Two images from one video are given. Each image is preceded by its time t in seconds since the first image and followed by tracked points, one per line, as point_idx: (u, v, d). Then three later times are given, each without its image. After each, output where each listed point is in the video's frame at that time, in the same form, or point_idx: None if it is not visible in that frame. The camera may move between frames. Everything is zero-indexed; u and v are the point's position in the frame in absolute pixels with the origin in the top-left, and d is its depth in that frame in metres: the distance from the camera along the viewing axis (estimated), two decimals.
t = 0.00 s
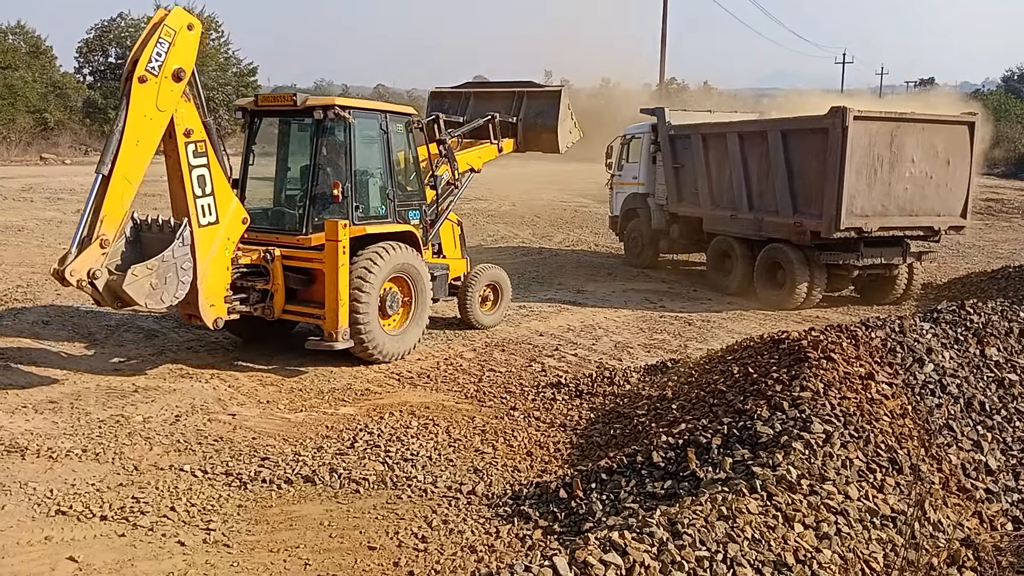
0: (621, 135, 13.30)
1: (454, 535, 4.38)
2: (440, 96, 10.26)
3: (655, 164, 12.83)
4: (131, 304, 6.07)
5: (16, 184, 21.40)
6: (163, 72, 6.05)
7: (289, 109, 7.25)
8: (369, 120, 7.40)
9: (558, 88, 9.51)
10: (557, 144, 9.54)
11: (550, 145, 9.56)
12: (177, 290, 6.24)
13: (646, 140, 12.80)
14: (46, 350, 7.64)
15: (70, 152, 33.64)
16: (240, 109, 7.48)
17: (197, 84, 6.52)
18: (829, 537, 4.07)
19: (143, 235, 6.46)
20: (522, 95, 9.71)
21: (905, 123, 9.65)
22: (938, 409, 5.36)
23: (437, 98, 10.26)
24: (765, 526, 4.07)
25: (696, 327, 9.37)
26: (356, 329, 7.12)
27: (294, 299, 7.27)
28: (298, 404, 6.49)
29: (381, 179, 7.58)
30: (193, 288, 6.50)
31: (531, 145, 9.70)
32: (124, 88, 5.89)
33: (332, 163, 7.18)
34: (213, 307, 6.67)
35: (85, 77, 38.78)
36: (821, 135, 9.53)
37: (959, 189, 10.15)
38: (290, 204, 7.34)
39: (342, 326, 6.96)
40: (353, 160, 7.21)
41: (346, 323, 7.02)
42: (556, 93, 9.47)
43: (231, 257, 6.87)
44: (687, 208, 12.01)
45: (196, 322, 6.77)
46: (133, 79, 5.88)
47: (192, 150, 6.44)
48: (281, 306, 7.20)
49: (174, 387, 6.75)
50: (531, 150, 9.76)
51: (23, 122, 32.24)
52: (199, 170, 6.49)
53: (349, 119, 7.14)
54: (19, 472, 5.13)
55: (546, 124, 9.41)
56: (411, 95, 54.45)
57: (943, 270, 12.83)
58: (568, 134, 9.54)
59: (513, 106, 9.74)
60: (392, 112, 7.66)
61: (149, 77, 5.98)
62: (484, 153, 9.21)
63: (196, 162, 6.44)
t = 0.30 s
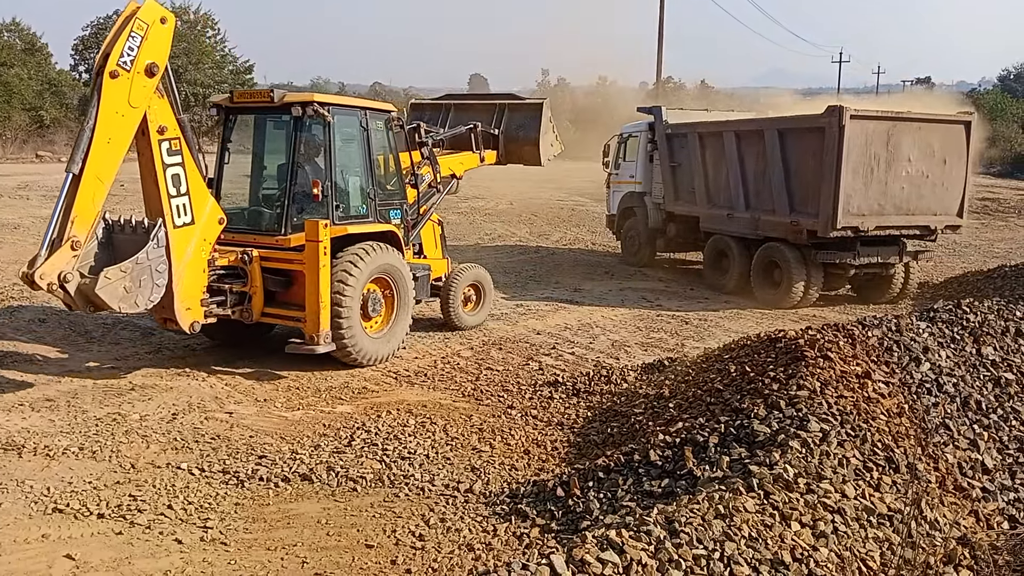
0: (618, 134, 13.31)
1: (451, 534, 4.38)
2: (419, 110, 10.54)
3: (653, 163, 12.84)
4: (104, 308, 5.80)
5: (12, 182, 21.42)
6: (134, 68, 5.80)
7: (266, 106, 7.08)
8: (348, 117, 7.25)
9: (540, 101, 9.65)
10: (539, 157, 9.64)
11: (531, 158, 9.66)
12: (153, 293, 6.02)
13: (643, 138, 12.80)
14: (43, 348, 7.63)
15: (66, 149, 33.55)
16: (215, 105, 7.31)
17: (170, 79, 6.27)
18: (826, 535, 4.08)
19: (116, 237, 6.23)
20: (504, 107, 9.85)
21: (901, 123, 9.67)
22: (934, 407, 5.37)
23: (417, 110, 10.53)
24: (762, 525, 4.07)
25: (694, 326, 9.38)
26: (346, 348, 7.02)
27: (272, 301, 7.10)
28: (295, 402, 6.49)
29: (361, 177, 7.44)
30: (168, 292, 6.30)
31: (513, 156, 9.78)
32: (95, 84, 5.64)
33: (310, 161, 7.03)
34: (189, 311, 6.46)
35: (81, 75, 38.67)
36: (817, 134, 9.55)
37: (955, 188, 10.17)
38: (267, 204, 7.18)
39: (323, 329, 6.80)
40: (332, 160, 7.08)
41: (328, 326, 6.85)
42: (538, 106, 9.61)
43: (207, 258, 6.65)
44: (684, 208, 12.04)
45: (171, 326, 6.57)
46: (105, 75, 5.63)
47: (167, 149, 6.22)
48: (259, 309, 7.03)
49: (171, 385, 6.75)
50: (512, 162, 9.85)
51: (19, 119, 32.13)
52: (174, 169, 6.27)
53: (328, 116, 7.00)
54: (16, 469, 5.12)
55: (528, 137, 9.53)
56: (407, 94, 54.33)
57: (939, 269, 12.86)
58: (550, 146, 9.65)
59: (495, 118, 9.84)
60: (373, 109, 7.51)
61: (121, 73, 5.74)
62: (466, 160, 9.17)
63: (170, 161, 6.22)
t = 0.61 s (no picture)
0: (621, 134, 13.30)
1: (453, 533, 4.38)
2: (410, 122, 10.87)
3: (655, 163, 12.83)
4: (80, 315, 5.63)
5: (15, 181, 21.46)
6: (111, 64, 5.59)
7: (248, 104, 6.82)
8: (333, 115, 7.03)
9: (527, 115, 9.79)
10: (526, 170, 9.74)
11: (518, 171, 9.76)
12: (131, 298, 5.85)
13: (645, 138, 12.80)
14: (45, 346, 7.64)
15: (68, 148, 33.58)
16: (193, 103, 7.04)
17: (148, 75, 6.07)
18: (827, 536, 4.07)
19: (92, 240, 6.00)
20: (492, 120, 9.99)
21: (904, 123, 9.66)
22: (936, 408, 5.36)
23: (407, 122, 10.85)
24: (763, 525, 4.07)
25: (696, 326, 9.37)
26: (332, 353, 6.81)
27: (255, 306, 6.89)
28: (297, 401, 6.49)
29: (346, 176, 7.23)
30: (147, 297, 6.13)
31: (501, 169, 9.84)
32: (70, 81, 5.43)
33: (294, 161, 6.81)
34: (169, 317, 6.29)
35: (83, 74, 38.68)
36: (820, 134, 9.54)
37: (958, 188, 10.16)
38: (249, 204, 6.96)
39: (308, 335, 6.59)
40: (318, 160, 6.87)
41: (313, 332, 6.65)
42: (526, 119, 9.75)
43: (188, 261, 6.48)
44: (685, 207, 12.03)
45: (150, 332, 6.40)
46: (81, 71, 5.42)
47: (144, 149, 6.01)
48: (242, 314, 6.82)
49: (172, 384, 6.75)
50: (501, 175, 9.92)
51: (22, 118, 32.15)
52: (152, 170, 6.07)
53: (312, 115, 6.77)
54: (18, 468, 5.13)
55: (516, 149, 9.63)
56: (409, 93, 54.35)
57: (941, 269, 12.85)
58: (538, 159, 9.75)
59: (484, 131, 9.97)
60: (358, 107, 7.31)
61: (98, 69, 5.52)
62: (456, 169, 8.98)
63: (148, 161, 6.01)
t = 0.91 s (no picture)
0: (622, 134, 13.31)
1: (453, 534, 4.38)
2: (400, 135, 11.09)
3: (655, 164, 12.84)
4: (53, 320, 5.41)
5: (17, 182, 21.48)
6: (86, 60, 5.38)
7: (229, 102, 6.62)
8: (316, 114, 6.85)
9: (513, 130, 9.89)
10: (513, 185, 9.77)
11: (505, 187, 9.79)
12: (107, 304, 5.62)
13: (645, 139, 12.81)
14: (46, 347, 7.64)
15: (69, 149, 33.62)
16: (171, 100, 6.82)
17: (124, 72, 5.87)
18: (827, 537, 4.07)
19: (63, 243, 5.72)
20: (478, 134, 10.10)
21: (905, 125, 9.66)
22: (936, 410, 5.36)
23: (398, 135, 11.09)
24: (764, 527, 4.07)
25: (696, 328, 9.36)
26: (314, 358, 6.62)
27: (235, 311, 6.67)
28: (297, 402, 6.49)
29: (329, 178, 7.05)
30: (123, 302, 5.91)
31: (487, 185, 9.86)
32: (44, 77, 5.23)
33: (276, 162, 6.64)
34: (146, 322, 6.07)
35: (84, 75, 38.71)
36: (821, 135, 9.53)
37: (958, 190, 10.15)
38: (230, 206, 6.75)
39: (290, 341, 6.40)
40: (301, 160, 6.69)
41: (296, 338, 6.45)
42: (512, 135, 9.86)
43: (166, 264, 6.26)
44: (685, 209, 12.02)
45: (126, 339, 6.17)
46: (54, 68, 5.22)
47: (121, 147, 5.83)
48: (221, 319, 6.59)
49: (172, 385, 6.75)
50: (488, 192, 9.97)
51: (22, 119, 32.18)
52: (129, 170, 5.88)
53: (295, 114, 6.58)
54: (18, 469, 5.13)
55: (503, 165, 9.69)
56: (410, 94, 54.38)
57: (942, 271, 12.85)
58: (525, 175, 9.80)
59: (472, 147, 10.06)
60: (341, 106, 7.14)
61: (72, 65, 5.32)
62: (440, 181, 8.88)
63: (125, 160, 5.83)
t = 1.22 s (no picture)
0: (623, 138, 13.36)
1: (454, 538, 4.38)
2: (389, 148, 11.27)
3: (658, 168, 12.86)
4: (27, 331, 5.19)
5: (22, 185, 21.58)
6: (63, 60, 5.16)
7: (211, 104, 6.42)
8: (302, 117, 6.66)
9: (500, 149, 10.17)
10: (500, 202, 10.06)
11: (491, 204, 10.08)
12: (83, 314, 5.39)
13: (649, 143, 12.88)
14: (49, 349, 7.66)
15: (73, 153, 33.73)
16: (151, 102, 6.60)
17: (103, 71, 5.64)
18: (829, 542, 4.06)
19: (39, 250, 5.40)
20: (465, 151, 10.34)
21: (907, 128, 9.65)
22: (939, 414, 5.36)
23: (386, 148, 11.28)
24: (766, 531, 4.06)
25: (698, 331, 9.36)
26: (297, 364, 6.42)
27: (217, 320, 6.50)
28: (299, 405, 6.49)
29: (315, 182, 6.85)
30: (101, 311, 5.68)
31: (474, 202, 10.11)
32: (19, 78, 5.00)
33: (260, 165, 6.43)
34: (123, 333, 5.84)
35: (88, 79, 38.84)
36: (823, 138, 9.54)
37: (961, 194, 10.14)
38: (212, 211, 6.54)
39: (276, 351, 6.24)
40: (286, 164, 6.49)
41: (280, 348, 6.29)
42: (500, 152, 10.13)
43: (146, 272, 6.03)
44: (689, 214, 12.03)
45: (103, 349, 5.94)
46: (30, 68, 5.00)
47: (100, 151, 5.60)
48: (203, 328, 6.43)
49: (174, 388, 6.76)
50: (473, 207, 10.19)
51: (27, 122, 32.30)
52: (108, 174, 5.64)
53: (281, 116, 6.38)
54: (20, 471, 5.13)
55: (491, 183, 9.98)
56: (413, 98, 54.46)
57: (945, 275, 12.83)
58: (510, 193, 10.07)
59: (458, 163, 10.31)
60: (328, 107, 6.93)
61: (48, 65, 5.09)
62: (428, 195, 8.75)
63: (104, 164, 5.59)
